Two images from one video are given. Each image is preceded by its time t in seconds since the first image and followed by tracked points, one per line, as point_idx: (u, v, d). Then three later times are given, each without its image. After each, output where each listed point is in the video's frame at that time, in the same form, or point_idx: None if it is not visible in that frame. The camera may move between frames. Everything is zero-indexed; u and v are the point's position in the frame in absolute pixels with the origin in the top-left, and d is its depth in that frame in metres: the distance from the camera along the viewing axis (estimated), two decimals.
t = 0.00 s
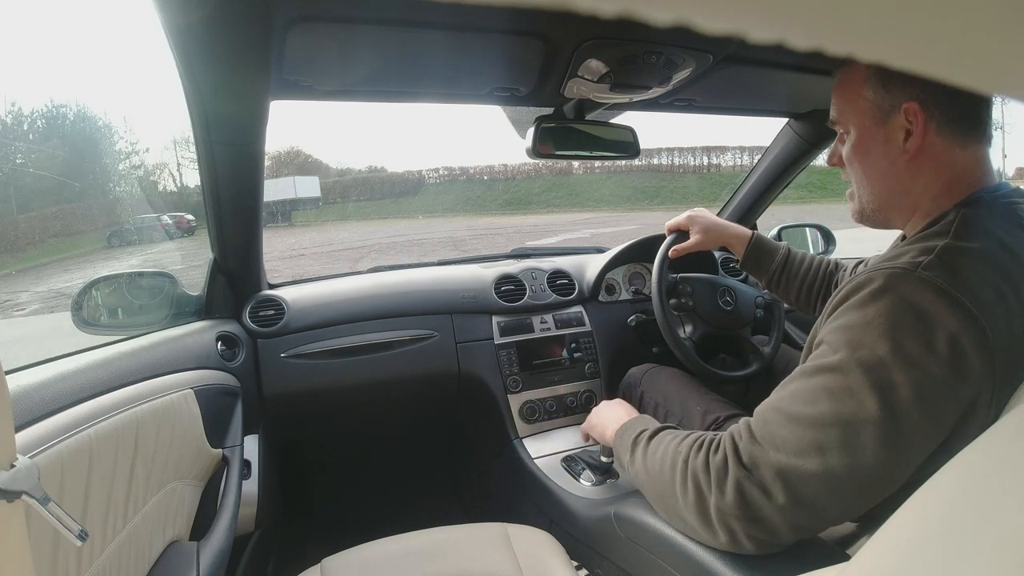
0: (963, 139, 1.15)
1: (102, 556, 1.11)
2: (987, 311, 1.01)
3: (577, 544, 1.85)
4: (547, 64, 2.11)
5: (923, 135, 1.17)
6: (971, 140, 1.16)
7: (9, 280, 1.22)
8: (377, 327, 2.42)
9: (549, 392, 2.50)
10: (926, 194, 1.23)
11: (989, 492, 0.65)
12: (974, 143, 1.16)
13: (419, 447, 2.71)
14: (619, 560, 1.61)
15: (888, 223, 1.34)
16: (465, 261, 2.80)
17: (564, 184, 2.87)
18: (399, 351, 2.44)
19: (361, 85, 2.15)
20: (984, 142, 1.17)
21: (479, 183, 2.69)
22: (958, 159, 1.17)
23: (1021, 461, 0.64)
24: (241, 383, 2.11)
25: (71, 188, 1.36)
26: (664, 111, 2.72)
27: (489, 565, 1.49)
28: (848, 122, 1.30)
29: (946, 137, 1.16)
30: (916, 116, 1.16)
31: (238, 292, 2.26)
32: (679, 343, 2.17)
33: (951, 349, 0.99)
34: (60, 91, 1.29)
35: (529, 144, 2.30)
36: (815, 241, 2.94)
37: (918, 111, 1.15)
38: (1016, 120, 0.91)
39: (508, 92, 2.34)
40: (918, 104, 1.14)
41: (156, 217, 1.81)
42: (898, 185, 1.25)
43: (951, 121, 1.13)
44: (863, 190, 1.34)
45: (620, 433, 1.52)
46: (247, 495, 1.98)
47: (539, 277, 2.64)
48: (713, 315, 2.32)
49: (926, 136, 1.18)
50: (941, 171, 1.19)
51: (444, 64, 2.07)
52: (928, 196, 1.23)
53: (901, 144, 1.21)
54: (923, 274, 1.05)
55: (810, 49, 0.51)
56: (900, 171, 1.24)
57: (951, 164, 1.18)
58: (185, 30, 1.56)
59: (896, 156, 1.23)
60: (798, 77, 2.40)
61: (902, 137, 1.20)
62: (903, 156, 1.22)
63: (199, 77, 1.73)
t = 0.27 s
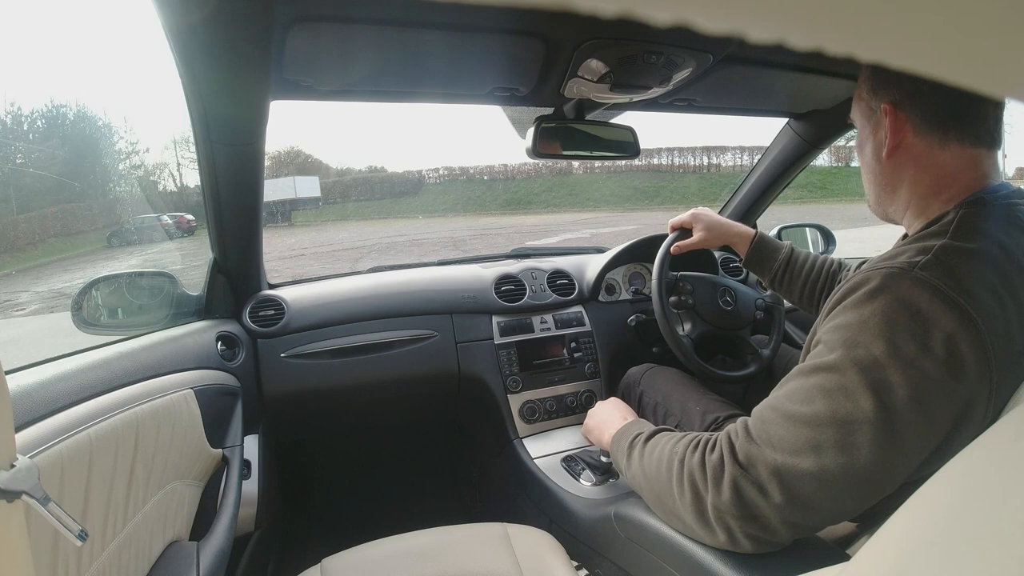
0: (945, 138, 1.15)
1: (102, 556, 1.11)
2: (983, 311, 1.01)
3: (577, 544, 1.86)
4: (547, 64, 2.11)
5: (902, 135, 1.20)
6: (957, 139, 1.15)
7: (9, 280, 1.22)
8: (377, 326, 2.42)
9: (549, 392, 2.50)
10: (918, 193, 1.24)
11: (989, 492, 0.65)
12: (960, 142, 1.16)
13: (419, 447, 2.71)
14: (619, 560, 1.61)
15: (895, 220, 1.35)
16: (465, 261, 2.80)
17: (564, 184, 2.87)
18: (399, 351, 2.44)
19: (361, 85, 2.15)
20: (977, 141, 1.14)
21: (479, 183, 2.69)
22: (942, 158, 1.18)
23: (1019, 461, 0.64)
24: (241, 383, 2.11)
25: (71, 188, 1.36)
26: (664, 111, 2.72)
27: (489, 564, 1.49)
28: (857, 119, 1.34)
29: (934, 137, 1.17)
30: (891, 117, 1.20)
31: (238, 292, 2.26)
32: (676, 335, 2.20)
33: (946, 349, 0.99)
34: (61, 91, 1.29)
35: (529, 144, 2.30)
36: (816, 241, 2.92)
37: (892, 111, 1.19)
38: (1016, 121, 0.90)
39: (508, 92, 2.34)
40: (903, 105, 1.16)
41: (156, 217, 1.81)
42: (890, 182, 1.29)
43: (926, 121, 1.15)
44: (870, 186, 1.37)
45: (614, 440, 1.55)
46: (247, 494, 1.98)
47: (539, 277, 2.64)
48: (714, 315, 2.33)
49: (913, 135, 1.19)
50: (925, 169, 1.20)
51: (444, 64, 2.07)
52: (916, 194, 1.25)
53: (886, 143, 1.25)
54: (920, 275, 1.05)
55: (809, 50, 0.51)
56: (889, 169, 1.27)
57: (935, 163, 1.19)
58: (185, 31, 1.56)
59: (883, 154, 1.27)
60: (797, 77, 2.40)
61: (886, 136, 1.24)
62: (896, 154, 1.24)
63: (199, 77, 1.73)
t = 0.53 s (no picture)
0: (926, 139, 1.16)
1: (102, 556, 1.11)
2: (978, 309, 1.01)
3: (577, 543, 1.86)
4: (547, 64, 2.11)
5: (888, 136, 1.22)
6: (939, 140, 1.15)
7: (9, 280, 1.22)
8: (377, 327, 2.42)
9: (549, 392, 2.50)
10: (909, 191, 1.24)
11: (989, 492, 0.65)
12: (942, 144, 1.15)
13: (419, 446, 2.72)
14: (619, 560, 1.61)
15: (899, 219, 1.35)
16: (465, 261, 2.79)
17: (563, 184, 2.87)
18: (399, 351, 2.44)
19: (361, 85, 2.15)
20: (959, 142, 1.13)
21: (479, 183, 2.69)
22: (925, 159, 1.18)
23: (1019, 462, 0.64)
24: (241, 383, 2.11)
25: (71, 188, 1.36)
26: (664, 111, 2.72)
27: (489, 564, 1.49)
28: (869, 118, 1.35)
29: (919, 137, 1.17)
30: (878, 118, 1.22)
31: (238, 292, 2.26)
32: (676, 333, 2.20)
33: (941, 346, 0.99)
34: (61, 91, 1.29)
35: (529, 144, 2.31)
36: (815, 241, 2.89)
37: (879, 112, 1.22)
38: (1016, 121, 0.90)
39: (509, 92, 2.34)
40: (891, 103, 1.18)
41: (156, 217, 1.81)
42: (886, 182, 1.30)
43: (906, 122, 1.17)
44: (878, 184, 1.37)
45: (614, 440, 1.55)
46: (247, 494, 1.98)
47: (539, 277, 2.64)
48: (714, 314, 2.32)
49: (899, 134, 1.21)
50: (911, 170, 1.21)
51: (444, 64, 2.07)
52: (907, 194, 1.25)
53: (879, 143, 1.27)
54: (915, 273, 1.05)
55: (809, 49, 0.51)
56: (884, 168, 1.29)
57: (919, 164, 1.19)
58: (185, 31, 1.56)
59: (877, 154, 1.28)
60: (797, 77, 2.40)
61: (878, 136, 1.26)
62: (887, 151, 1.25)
63: (199, 77, 1.73)
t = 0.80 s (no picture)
0: (923, 139, 1.17)
1: (102, 556, 1.11)
2: (976, 308, 1.01)
3: (577, 543, 1.86)
4: (547, 64, 2.10)
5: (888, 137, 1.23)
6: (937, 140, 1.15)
7: (9, 280, 1.22)
8: (377, 327, 2.42)
9: (549, 392, 2.50)
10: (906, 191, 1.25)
11: (989, 493, 0.65)
12: (939, 143, 1.16)
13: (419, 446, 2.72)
14: (619, 560, 1.61)
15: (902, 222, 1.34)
16: (465, 260, 2.79)
17: (563, 184, 2.87)
18: (399, 351, 2.44)
19: (361, 85, 2.15)
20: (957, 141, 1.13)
21: (479, 183, 2.69)
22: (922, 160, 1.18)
23: (1019, 462, 0.64)
24: (241, 383, 2.11)
25: (71, 188, 1.36)
26: (664, 111, 2.72)
27: (489, 564, 1.49)
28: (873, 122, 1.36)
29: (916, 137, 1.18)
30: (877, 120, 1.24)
31: (238, 292, 2.26)
32: (673, 329, 2.20)
33: (941, 346, 0.99)
34: (61, 91, 1.29)
35: (529, 144, 2.31)
36: (815, 241, 2.88)
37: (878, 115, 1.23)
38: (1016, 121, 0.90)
39: (509, 92, 2.34)
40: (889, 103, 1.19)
41: (156, 217, 1.81)
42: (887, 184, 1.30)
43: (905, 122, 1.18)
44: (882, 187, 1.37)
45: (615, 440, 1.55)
46: (247, 494, 1.98)
47: (539, 277, 2.64)
48: (714, 313, 2.32)
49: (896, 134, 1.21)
50: (909, 170, 1.21)
51: (444, 64, 2.07)
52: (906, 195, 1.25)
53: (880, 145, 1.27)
54: (915, 273, 1.05)
55: (810, 49, 0.51)
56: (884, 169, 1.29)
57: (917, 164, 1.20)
58: (185, 30, 1.56)
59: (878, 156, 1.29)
60: (797, 77, 2.40)
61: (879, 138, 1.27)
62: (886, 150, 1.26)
63: (199, 77, 1.72)
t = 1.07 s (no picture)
0: (930, 139, 1.17)
1: (102, 556, 1.11)
2: (974, 308, 1.01)
3: (576, 543, 1.86)
4: (547, 64, 2.10)
5: (893, 139, 1.22)
6: (945, 142, 1.16)
7: (9, 280, 1.22)
8: (377, 327, 2.42)
9: (549, 392, 2.50)
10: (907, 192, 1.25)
11: (989, 493, 0.65)
12: (948, 145, 1.16)
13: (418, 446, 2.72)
14: (619, 560, 1.61)
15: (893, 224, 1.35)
16: (465, 260, 2.79)
17: (563, 184, 2.87)
18: (399, 351, 2.44)
19: (361, 85, 2.15)
20: (965, 143, 1.15)
21: (479, 183, 2.69)
22: (930, 161, 1.18)
23: (1019, 462, 0.64)
24: (241, 383, 2.11)
25: (71, 188, 1.36)
26: (664, 111, 2.72)
27: (488, 564, 1.49)
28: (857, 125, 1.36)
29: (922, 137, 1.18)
30: (883, 121, 1.22)
31: (238, 292, 2.26)
32: (671, 326, 2.20)
33: (938, 346, 1.00)
34: (60, 91, 1.29)
35: (529, 144, 2.31)
36: (815, 241, 2.88)
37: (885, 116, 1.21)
38: (1016, 121, 0.90)
39: (509, 92, 2.34)
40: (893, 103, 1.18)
41: (156, 217, 1.81)
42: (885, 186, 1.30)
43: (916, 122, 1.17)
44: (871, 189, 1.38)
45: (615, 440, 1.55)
46: (247, 494, 1.98)
47: (539, 277, 2.64)
48: (713, 312, 2.32)
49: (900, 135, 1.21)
50: (913, 171, 1.21)
51: (444, 64, 2.07)
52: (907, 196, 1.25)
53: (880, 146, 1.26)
54: (912, 273, 1.05)
55: (809, 49, 0.51)
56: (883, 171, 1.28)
57: (923, 165, 1.19)
58: (185, 31, 1.56)
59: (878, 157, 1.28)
60: (798, 77, 2.40)
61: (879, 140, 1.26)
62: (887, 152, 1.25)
63: (199, 77, 1.72)
